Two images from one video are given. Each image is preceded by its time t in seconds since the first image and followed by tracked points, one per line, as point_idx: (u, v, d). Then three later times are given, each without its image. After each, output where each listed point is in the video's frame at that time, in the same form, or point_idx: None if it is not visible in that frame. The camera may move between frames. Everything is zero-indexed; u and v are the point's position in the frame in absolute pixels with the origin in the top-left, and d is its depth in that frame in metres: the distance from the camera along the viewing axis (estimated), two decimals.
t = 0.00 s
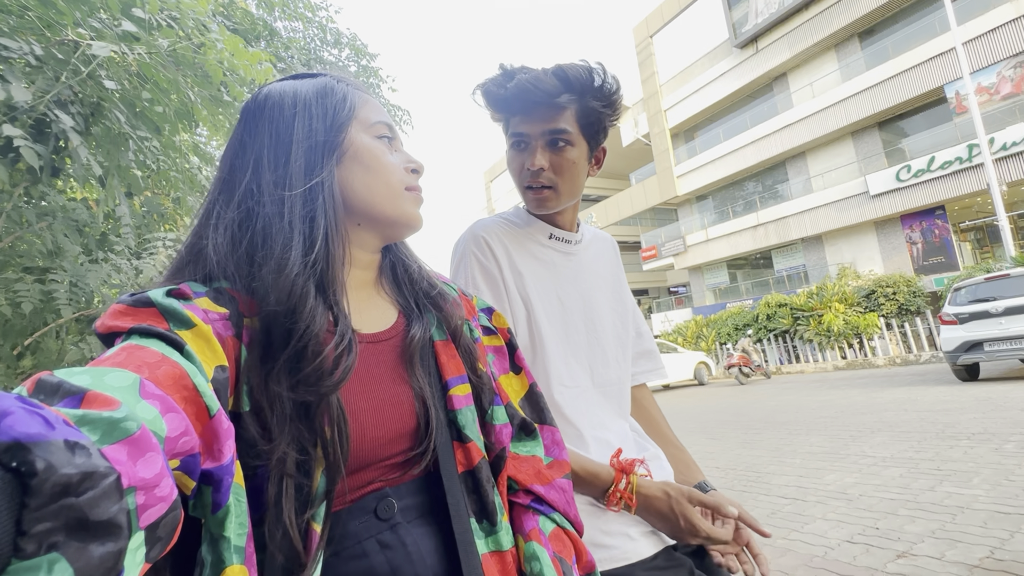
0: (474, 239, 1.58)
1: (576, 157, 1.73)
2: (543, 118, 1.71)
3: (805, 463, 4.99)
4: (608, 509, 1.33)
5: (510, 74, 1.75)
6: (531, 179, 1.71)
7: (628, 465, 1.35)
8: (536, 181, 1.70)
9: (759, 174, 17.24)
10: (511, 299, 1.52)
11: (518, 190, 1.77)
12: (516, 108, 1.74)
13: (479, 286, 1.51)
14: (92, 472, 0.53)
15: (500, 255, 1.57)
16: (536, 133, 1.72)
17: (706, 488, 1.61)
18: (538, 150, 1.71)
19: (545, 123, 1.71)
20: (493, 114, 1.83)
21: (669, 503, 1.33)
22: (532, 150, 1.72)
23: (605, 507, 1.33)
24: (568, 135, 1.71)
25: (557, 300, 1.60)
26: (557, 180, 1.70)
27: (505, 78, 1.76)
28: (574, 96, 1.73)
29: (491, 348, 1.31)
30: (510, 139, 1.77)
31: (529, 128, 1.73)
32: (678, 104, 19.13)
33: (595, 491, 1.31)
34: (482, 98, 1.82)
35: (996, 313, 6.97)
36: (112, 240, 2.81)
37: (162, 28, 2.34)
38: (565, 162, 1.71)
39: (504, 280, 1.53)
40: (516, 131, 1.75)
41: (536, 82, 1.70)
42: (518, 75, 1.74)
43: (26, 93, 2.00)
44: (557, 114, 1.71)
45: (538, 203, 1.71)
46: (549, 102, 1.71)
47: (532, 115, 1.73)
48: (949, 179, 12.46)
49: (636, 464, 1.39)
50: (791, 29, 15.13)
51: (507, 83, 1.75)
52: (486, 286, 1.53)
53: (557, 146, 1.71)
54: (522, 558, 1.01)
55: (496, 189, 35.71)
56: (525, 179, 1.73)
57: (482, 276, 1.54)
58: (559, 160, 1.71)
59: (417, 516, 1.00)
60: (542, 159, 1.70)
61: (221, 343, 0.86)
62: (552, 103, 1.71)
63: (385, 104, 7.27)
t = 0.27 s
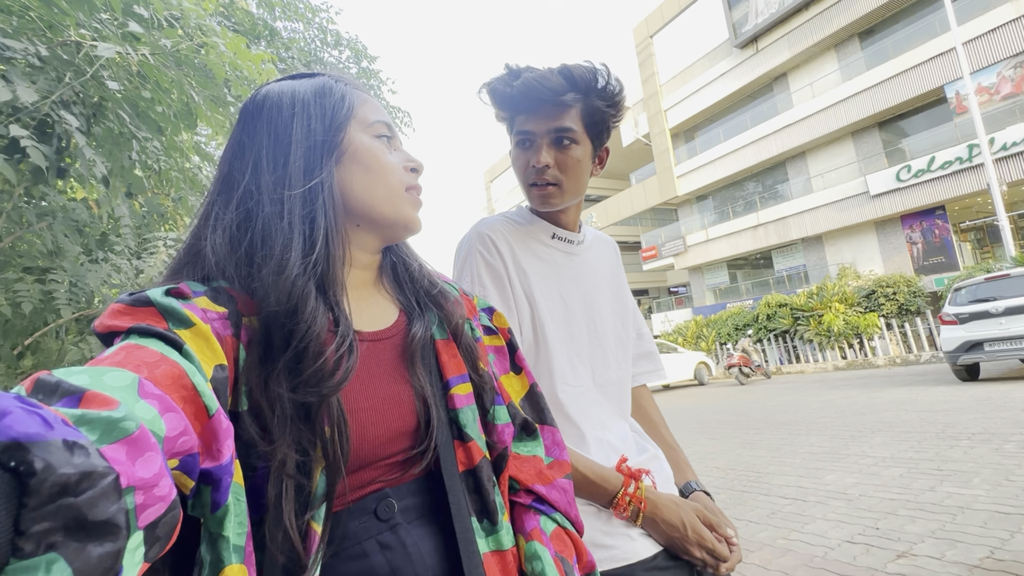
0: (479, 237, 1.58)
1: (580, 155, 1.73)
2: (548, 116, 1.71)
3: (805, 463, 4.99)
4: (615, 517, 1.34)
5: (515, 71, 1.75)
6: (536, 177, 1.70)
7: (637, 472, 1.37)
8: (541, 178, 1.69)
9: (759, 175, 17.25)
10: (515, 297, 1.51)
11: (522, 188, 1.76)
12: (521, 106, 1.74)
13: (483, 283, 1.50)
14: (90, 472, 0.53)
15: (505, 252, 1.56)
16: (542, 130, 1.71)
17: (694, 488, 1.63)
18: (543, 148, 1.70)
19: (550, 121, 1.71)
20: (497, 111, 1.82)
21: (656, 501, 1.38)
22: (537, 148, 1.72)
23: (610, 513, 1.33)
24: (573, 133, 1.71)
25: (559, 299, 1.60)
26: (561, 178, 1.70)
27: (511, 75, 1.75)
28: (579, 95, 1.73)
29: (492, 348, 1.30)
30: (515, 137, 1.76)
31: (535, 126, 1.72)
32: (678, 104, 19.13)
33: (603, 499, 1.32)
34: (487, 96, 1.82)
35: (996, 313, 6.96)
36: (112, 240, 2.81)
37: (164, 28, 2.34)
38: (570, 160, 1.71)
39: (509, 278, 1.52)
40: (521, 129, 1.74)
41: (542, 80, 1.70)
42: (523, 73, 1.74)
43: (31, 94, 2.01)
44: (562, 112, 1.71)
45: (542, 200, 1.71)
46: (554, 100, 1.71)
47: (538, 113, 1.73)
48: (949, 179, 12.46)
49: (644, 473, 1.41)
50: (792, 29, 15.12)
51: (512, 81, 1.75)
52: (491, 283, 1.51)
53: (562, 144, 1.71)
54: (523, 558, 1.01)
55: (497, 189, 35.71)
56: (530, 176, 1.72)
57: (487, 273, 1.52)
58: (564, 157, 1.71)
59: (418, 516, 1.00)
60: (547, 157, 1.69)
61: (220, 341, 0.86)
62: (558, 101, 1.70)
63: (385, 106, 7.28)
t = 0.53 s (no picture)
0: (482, 235, 1.58)
1: (584, 154, 1.73)
2: (553, 114, 1.72)
3: (805, 463, 4.99)
4: (615, 517, 1.34)
5: (520, 70, 1.75)
6: (540, 174, 1.70)
7: (637, 473, 1.37)
8: (545, 176, 1.69)
9: (759, 175, 17.25)
10: (519, 295, 1.52)
11: (526, 186, 1.76)
12: (526, 104, 1.74)
13: (486, 281, 1.50)
14: (92, 467, 0.53)
15: (508, 251, 1.57)
16: (546, 128, 1.71)
17: (696, 490, 1.62)
18: (547, 146, 1.70)
19: (554, 119, 1.71)
20: (502, 110, 1.82)
21: (658, 503, 1.37)
22: (541, 145, 1.72)
23: (611, 513, 1.34)
24: (577, 131, 1.72)
25: (561, 298, 1.60)
26: (566, 175, 1.70)
27: (516, 73, 1.75)
28: (584, 94, 1.74)
29: (494, 346, 1.30)
30: (520, 136, 1.76)
31: (539, 124, 1.73)
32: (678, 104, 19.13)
33: (603, 499, 1.32)
34: (492, 94, 1.82)
35: (997, 313, 6.95)
36: (113, 240, 2.82)
37: (166, 27, 2.34)
38: (574, 159, 1.71)
39: (513, 276, 1.53)
40: (525, 127, 1.74)
41: (547, 79, 1.71)
42: (528, 71, 1.74)
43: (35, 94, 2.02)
44: (566, 111, 1.72)
45: (546, 197, 1.71)
46: (559, 98, 1.71)
47: (542, 112, 1.73)
48: (949, 180, 12.46)
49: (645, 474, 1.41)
50: (792, 29, 15.12)
51: (517, 80, 1.75)
52: (495, 281, 1.51)
53: (566, 142, 1.71)
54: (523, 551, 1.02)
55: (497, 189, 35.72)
56: (534, 174, 1.72)
57: (490, 271, 1.52)
58: (568, 155, 1.71)
59: (419, 514, 1.00)
60: (551, 154, 1.69)
61: (223, 337, 0.86)
62: (562, 100, 1.71)
63: (386, 106, 7.30)
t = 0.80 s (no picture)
0: (485, 234, 1.57)
1: (589, 154, 1.73)
2: (559, 114, 1.72)
3: (806, 463, 4.99)
4: (615, 518, 1.34)
5: (527, 69, 1.74)
6: (545, 173, 1.70)
7: (638, 473, 1.37)
8: (550, 175, 1.69)
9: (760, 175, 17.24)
10: (521, 295, 1.52)
11: (531, 185, 1.76)
12: (532, 103, 1.74)
13: (489, 281, 1.50)
14: (95, 465, 0.53)
15: (511, 250, 1.57)
16: (552, 128, 1.72)
17: (698, 489, 1.61)
18: (553, 145, 1.71)
19: (560, 118, 1.72)
20: (507, 108, 1.82)
21: (659, 505, 1.37)
22: (547, 144, 1.72)
23: (612, 514, 1.34)
24: (583, 131, 1.72)
25: (563, 298, 1.60)
26: (571, 174, 1.70)
27: (523, 73, 1.75)
28: (590, 94, 1.74)
29: (493, 347, 1.30)
30: (525, 135, 1.76)
31: (545, 124, 1.72)
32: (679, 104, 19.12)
33: (603, 499, 1.32)
34: (498, 93, 1.81)
35: (998, 314, 6.95)
36: (114, 240, 2.82)
37: (166, 27, 2.34)
38: (579, 158, 1.71)
39: (515, 277, 1.53)
40: (531, 126, 1.74)
41: (554, 78, 1.71)
42: (535, 70, 1.73)
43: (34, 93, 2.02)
44: (572, 111, 1.72)
45: (551, 195, 1.71)
46: (565, 98, 1.71)
47: (548, 111, 1.73)
48: (950, 180, 12.46)
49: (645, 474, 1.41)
50: (793, 29, 15.10)
51: (524, 79, 1.74)
52: (497, 281, 1.51)
53: (572, 142, 1.71)
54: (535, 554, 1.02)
55: (498, 190, 35.74)
56: (540, 172, 1.72)
57: (493, 270, 1.52)
58: (573, 155, 1.71)
59: (421, 512, 1.00)
60: (557, 154, 1.70)
61: (224, 336, 0.86)
62: (568, 99, 1.71)
63: (387, 105, 7.31)
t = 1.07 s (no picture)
0: (488, 235, 1.58)
1: (594, 156, 1.74)
2: (564, 116, 1.71)
3: (808, 464, 4.98)
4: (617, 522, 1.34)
5: (533, 71, 1.74)
6: (550, 176, 1.70)
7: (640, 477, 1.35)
8: (555, 177, 1.69)
9: (761, 175, 17.21)
10: (524, 297, 1.52)
11: (536, 187, 1.76)
12: (537, 105, 1.73)
13: (492, 284, 1.50)
14: (98, 473, 0.54)
15: (514, 252, 1.57)
16: (557, 130, 1.71)
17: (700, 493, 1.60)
18: (558, 147, 1.71)
19: (566, 121, 1.71)
20: (511, 110, 1.82)
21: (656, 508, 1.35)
22: (553, 147, 1.72)
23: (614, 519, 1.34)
24: (588, 134, 1.72)
25: (565, 300, 1.59)
26: (576, 177, 1.70)
27: (529, 75, 1.74)
28: (595, 97, 1.74)
29: (491, 348, 1.31)
30: (530, 137, 1.75)
31: (551, 126, 1.72)
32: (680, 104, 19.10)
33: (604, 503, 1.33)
34: (503, 94, 1.81)
35: (1000, 314, 6.94)
36: (115, 240, 2.82)
37: (166, 27, 2.34)
38: (583, 162, 1.71)
39: (518, 279, 1.53)
40: (536, 128, 1.74)
41: (560, 81, 1.71)
42: (541, 72, 1.73)
43: (32, 93, 2.02)
44: (578, 114, 1.72)
45: (555, 198, 1.71)
46: (571, 100, 1.70)
47: (553, 113, 1.72)
48: (952, 180, 12.45)
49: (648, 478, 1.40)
50: (795, 29, 15.08)
51: (529, 81, 1.74)
52: (501, 283, 1.51)
53: (577, 144, 1.72)
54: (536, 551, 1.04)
55: (499, 189, 35.72)
56: (545, 174, 1.72)
57: (497, 272, 1.52)
58: (579, 158, 1.72)
59: (423, 516, 1.00)
60: (562, 157, 1.70)
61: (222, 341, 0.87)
62: (574, 102, 1.70)
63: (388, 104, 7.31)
